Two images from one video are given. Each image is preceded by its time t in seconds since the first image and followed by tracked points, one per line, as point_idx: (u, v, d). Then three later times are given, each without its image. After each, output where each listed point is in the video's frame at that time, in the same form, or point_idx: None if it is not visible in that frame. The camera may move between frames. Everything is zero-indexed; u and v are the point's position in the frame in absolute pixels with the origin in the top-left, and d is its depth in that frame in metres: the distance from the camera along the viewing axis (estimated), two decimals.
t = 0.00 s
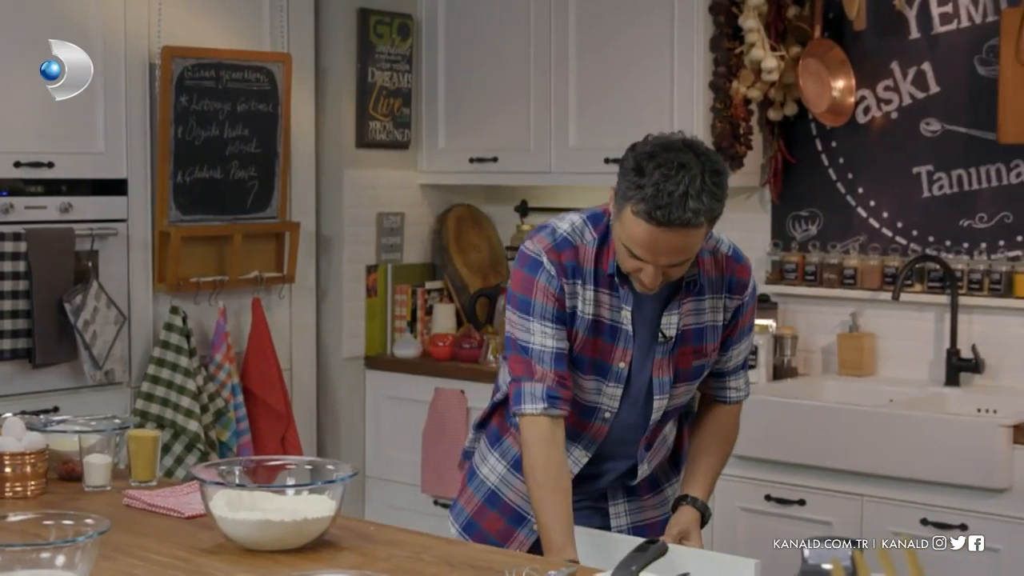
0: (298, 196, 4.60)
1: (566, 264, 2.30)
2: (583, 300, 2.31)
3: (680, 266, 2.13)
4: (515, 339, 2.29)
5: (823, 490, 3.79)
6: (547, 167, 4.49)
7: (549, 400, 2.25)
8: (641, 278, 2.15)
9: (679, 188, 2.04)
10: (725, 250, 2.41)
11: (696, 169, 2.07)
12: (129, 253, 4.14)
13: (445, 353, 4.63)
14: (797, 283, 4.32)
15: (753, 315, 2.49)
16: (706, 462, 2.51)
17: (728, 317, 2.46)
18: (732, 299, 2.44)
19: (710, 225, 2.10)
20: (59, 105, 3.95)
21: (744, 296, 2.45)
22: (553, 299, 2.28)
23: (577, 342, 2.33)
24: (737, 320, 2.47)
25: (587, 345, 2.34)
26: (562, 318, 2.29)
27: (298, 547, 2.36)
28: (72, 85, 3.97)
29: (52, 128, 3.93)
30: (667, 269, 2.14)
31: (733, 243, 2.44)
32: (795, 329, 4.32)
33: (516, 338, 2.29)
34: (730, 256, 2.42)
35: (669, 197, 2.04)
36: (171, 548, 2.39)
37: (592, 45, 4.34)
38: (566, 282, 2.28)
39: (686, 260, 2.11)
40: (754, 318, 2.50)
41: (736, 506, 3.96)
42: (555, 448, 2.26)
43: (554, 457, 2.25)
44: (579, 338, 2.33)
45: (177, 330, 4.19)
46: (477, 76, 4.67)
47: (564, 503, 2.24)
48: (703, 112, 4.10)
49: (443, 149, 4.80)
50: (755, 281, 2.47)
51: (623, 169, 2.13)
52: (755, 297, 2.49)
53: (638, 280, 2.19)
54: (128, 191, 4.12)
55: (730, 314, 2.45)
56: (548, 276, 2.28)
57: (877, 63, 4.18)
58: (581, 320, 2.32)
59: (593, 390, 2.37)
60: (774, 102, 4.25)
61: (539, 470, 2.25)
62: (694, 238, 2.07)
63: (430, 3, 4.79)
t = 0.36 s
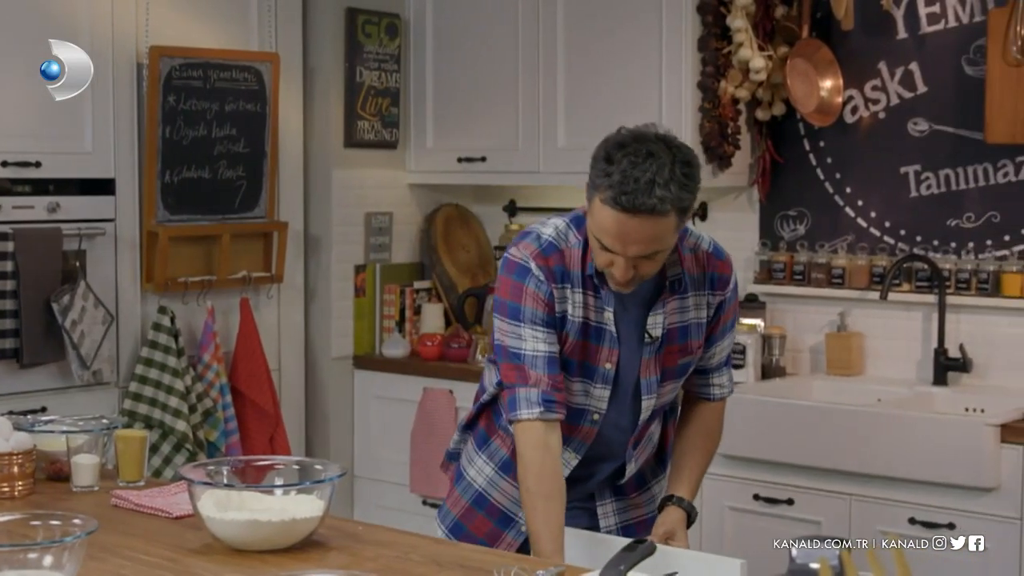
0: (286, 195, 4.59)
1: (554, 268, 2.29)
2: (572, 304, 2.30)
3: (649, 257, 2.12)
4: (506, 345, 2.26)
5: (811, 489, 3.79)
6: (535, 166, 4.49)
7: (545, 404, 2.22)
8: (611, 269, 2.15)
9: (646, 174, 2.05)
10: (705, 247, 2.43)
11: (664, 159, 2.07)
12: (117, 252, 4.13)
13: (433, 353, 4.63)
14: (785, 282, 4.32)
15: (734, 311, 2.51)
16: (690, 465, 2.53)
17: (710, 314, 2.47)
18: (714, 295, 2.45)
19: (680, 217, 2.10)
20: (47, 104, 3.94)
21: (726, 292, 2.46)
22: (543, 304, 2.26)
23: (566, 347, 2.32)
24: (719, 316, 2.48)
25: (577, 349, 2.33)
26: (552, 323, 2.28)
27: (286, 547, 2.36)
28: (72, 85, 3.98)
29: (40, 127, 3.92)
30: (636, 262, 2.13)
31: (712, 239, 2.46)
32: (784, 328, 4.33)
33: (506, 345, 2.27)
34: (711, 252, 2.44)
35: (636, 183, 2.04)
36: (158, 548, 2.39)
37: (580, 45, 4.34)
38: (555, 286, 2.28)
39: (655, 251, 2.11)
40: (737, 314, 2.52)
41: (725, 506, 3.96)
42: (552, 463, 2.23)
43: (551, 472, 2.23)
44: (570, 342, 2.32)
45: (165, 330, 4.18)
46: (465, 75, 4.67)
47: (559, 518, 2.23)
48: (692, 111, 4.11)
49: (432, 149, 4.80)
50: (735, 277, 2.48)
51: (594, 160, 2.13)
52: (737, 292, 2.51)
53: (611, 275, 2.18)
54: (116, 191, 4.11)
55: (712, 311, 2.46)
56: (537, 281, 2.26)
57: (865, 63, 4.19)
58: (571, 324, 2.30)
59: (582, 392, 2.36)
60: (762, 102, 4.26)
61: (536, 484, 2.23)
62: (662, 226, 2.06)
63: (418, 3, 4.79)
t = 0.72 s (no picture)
0: (286, 194, 4.59)
1: (509, 226, 2.34)
2: (518, 261, 2.33)
3: (591, 207, 2.10)
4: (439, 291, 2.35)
5: (811, 490, 3.79)
6: (535, 166, 4.49)
7: (440, 342, 2.34)
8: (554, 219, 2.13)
9: (588, 115, 2.06)
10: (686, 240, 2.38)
11: (613, 107, 2.08)
12: (117, 252, 4.13)
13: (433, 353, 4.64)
14: (784, 282, 4.33)
15: (719, 309, 2.41)
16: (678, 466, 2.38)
17: (687, 309, 2.39)
18: (691, 289, 2.38)
19: (624, 170, 2.08)
20: (45, 104, 3.94)
21: (704, 288, 2.38)
22: (481, 254, 2.32)
23: (512, 306, 2.34)
24: (699, 313, 2.39)
25: (523, 311, 2.34)
26: (492, 277, 2.33)
27: (285, 548, 2.36)
28: (71, 85, 3.97)
29: (39, 127, 3.92)
30: (577, 211, 2.11)
31: (699, 236, 2.40)
32: (783, 328, 4.33)
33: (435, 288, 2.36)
34: (692, 246, 2.38)
35: (576, 121, 2.06)
36: (157, 548, 2.39)
37: (579, 46, 4.35)
38: (500, 241, 2.32)
39: (595, 199, 2.08)
40: (722, 318, 2.43)
41: (724, 506, 3.97)
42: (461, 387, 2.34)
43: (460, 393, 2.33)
44: (512, 300, 2.34)
45: (165, 330, 4.18)
46: (465, 75, 4.67)
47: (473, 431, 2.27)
48: (691, 112, 4.11)
49: (432, 149, 4.80)
50: (721, 274, 2.40)
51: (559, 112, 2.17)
52: (723, 293, 2.41)
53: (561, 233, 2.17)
54: (116, 192, 4.11)
55: (689, 305, 2.38)
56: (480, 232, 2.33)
57: (865, 63, 4.19)
58: (513, 280, 2.33)
59: (535, 362, 2.33)
60: (762, 102, 4.27)
61: (445, 389, 2.33)
62: (598, 168, 2.05)
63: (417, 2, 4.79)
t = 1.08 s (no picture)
0: (301, 195, 4.60)
1: (431, 202, 2.54)
2: (436, 235, 2.50)
3: (494, 154, 2.24)
4: (358, 268, 2.57)
5: (827, 490, 3.79)
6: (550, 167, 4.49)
7: (348, 289, 2.55)
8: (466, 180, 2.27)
9: (478, 63, 2.26)
10: (602, 215, 2.42)
11: (504, 55, 2.27)
12: (133, 253, 4.14)
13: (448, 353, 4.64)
14: (800, 283, 4.32)
15: (648, 288, 2.39)
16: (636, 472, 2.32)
17: (606, 285, 2.39)
18: (609, 263, 2.39)
19: (519, 109, 2.24)
20: (61, 105, 3.95)
21: (624, 264, 2.39)
22: (400, 230, 2.55)
23: (432, 279, 2.50)
24: (620, 291, 2.39)
25: (441, 282, 2.48)
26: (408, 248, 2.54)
27: (301, 548, 2.36)
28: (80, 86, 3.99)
29: (55, 129, 3.93)
30: (483, 160, 2.25)
31: (621, 216, 2.43)
32: (799, 329, 4.33)
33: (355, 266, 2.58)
34: (610, 223, 2.41)
35: (467, 70, 2.25)
36: (175, 548, 2.40)
37: (594, 46, 4.35)
38: (419, 215, 2.53)
39: (492, 142, 2.23)
40: (653, 298, 2.40)
41: (741, 506, 3.97)
42: (352, 319, 2.54)
43: (347, 318, 2.51)
44: (432, 274, 2.50)
45: (181, 330, 4.19)
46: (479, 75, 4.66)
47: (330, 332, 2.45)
48: (706, 112, 4.11)
49: (447, 150, 4.79)
50: (645, 251, 2.40)
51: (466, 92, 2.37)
52: (651, 273, 2.40)
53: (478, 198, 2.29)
54: (132, 192, 4.12)
55: (608, 279, 2.39)
56: (404, 213, 2.55)
57: (879, 63, 4.18)
58: (432, 255, 2.50)
59: (454, 334, 2.44)
60: (777, 102, 4.27)
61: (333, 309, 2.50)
62: (491, 108, 2.22)
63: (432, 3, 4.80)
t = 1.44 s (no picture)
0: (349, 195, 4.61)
1: (376, 201, 2.54)
2: (385, 234, 2.51)
3: (455, 130, 2.24)
4: (305, 270, 2.54)
5: (876, 492, 3.76)
6: (596, 167, 4.49)
7: (292, 288, 2.52)
8: (428, 161, 2.25)
9: (415, 47, 2.25)
10: (545, 195, 2.43)
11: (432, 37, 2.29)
12: (182, 253, 4.17)
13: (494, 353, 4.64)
14: (848, 284, 4.29)
15: (596, 261, 2.39)
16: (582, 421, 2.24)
17: (557, 260, 2.40)
18: (557, 238, 2.40)
19: (466, 81, 2.25)
20: (112, 106, 3.98)
21: (573, 238, 2.39)
22: (347, 229, 2.54)
23: (383, 276, 2.51)
24: (570, 265, 2.39)
25: (392, 277, 2.49)
26: (356, 246, 2.54)
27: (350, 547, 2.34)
28: (69, 83, 3.88)
29: (106, 130, 3.96)
30: (445, 139, 2.24)
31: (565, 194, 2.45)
32: (847, 330, 4.30)
33: (299, 268, 2.56)
34: (554, 200, 2.43)
35: (409, 52, 2.25)
36: (224, 546, 2.38)
37: (641, 46, 4.35)
38: (364, 213, 2.53)
39: (449, 119, 2.23)
40: (602, 272, 2.40)
41: (789, 508, 3.96)
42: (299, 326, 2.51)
43: (296, 326, 2.48)
44: (383, 271, 2.51)
45: (230, 330, 4.22)
46: (526, 76, 4.67)
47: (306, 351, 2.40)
48: (754, 113, 4.10)
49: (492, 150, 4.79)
50: (591, 225, 2.40)
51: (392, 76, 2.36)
52: (599, 246, 2.40)
53: (437, 181, 2.27)
54: (180, 193, 4.14)
55: (558, 254, 2.39)
56: (349, 213, 2.55)
57: (929, 62, 4.14)
58: (381, 253, 2.51)
59: (409, 329, 2.45)
60: (825, 103, 4.25)
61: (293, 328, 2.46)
62: (443, 83, 2.23)
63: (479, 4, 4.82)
